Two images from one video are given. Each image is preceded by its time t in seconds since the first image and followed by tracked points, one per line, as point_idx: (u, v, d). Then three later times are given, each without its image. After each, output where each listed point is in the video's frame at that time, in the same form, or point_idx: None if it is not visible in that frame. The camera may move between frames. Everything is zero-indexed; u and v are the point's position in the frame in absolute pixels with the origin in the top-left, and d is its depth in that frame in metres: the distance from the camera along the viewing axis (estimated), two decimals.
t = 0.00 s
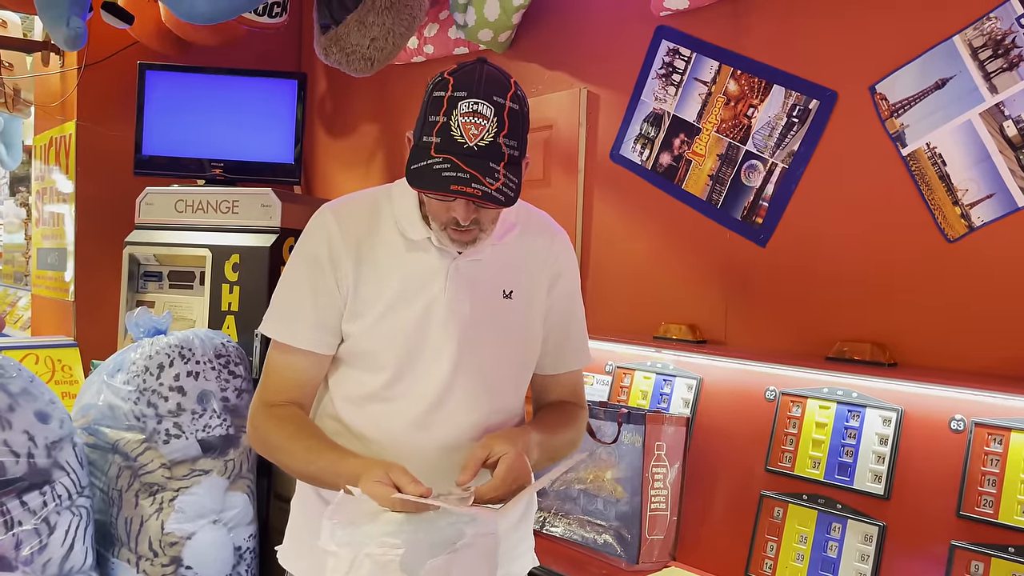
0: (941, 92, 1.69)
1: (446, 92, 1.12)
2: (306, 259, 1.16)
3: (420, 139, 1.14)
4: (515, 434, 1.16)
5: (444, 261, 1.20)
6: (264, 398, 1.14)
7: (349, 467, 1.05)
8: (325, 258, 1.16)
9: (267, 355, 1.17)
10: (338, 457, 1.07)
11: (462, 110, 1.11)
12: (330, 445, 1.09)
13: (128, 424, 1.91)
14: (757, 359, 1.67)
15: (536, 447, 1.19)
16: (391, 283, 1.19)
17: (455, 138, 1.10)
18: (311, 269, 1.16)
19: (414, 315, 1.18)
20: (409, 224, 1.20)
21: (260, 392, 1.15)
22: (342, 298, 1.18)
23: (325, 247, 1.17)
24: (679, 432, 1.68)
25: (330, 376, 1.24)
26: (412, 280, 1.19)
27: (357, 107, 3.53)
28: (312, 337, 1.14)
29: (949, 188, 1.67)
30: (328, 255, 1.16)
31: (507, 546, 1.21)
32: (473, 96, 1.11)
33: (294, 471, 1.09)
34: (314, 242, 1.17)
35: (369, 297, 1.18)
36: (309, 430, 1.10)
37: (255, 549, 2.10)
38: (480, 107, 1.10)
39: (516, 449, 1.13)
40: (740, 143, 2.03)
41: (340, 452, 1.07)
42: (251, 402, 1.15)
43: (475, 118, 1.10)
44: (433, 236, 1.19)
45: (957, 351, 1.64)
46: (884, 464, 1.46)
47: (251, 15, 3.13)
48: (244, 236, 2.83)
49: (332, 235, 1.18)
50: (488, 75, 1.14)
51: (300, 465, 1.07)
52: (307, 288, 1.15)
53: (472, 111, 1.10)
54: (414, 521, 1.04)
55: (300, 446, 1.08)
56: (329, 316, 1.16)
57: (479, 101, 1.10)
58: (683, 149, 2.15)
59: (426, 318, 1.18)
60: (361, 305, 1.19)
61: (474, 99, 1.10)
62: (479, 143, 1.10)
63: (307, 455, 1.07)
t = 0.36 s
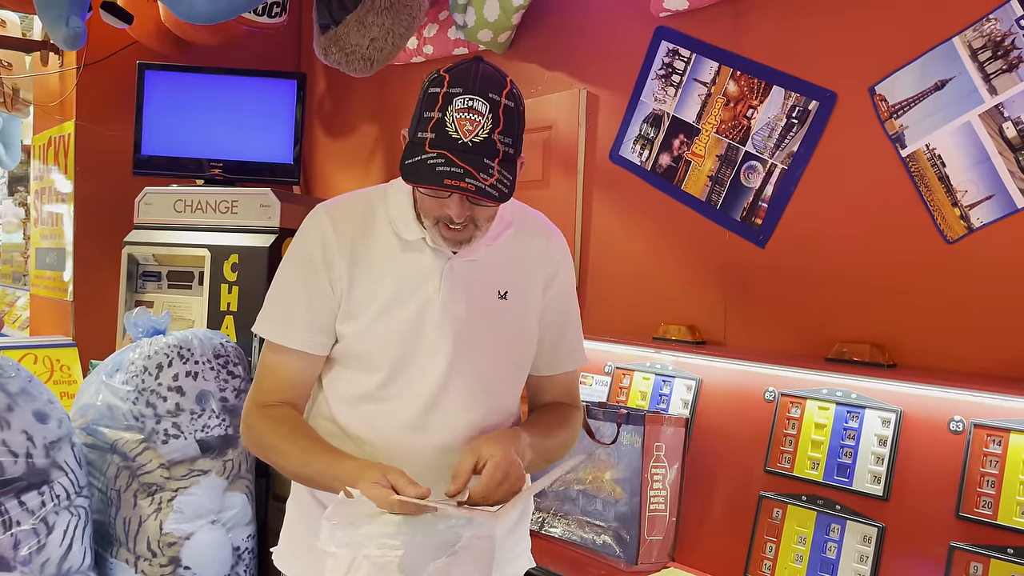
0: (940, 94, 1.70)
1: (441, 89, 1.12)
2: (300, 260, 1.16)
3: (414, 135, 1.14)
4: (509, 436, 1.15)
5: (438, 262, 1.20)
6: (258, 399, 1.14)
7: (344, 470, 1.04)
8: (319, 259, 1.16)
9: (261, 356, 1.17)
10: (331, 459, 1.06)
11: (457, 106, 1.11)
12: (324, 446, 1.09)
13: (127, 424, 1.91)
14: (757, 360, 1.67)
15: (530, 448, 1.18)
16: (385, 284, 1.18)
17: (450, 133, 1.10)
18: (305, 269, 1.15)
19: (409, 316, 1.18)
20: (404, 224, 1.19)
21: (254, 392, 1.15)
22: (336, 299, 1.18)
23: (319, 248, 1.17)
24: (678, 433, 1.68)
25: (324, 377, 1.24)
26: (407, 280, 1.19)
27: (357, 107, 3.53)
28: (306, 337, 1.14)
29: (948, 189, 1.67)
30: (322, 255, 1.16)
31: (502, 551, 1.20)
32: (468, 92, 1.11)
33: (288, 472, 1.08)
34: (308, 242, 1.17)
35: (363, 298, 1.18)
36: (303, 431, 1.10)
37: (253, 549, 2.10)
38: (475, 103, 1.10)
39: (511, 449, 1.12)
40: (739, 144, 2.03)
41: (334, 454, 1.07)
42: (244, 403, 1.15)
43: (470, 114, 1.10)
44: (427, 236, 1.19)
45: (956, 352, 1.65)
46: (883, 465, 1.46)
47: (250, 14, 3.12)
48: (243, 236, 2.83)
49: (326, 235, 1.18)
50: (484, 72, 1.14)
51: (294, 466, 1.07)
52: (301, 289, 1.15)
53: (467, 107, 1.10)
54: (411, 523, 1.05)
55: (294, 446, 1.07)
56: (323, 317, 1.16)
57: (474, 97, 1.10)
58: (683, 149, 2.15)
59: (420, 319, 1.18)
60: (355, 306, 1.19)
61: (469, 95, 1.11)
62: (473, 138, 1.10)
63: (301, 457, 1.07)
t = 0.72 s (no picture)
0: (939, 94, 1.70)
1: (440, 90, 1.12)
2: (294, 260, 1.15)
3: (413, 136, 1.13)
4: (520, 430, 1.19)
5: (433, 261, 1.20)
6: (252, 400, 1.13)
7: (342, 471, 1.04)
8: (313, 259, 1.16)
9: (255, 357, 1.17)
10: (329, 459, 1.06)
11: (456, 108, 1.10)
12: (321, 446, 1.08)
13: (124, 424, 1.90)
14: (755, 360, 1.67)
15: (542, 444, 1.20)
16: (379, 284, 1.18)
17: (449, 136, 1.10)
18: (299, 270, 1.15)
19: (403, 316, 1.18)
20: (398, 224, 1.19)
21: (248, 392, 1.15)
22: (330, 299, 1.18)
23: (313, 248, 1.16)
24: (676, 434, 1.68)
25: (319, 378, 1.24)
26: (401, 281, 1.19)
27: (355, 107, 3.53)
28: (300, 337, 1.14)
29: (947, 190, 1.67)
30: (316, 256, 1.16)
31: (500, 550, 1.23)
32: (467, 94, 1.10)
33: (286, 472, 1.08)
34: (302, 242, 1.17)
35: (357, 298, 1.18)
36: (299, 432, 1.10)
37: (252, 549, 2.09)
38: (474, 105, 1.10)
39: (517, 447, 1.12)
40: (738, 144, 2.03)
41: (331, 454, 1.06)
42: (239, 404, 1.14)
43: (469, 117, 1.10)
44: (422, 236, 1.19)
45: (954, 353, 1.65)
46: (881, 466, 1.47)
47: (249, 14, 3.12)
48: (241, 236, 2.82)
49: (320, 236, 1.18)
50: (483, 74, 1.13)
51: (291, 466, 1.07)
52: (295, 289, 1.15)
53: (466, 109, 1.10)
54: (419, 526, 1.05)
55: (290, 447, 1.07)
56: (317, 317, 1.16)
57: (473, 100, 1.10)
58: (681, 150, 2.15)
59: (414, 318, 1.18)
60: (350, 306, 1.19)
61: (468, 98, 1.10)
62: (472, 141, 1.10)
63: (299, 457, 1.06)
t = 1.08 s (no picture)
0: (937, 95, 1.70)
1: (429, 100, 1.12)
2: (291, 262, 1.16)
3: (403, 146, 1.13)
4: (527, 436, 1.18)
5: (430, 262, 1.20)
6: (250, 402, 1.13)
7: (337, 473, 1.04)
8: (310, 260, 1.16)
9: (253, 359, 1.17)
10: (325, 462, 1.06)
11: (446, 120, 1.10)
12: (318, 449, 1.08)
13: (122, 424, 1.90)
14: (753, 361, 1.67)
15: (550, 449, 1.19)
16: (376, 285, 1.19)
17: (439, 148, 1.10)
18: (295, 271, 1.16)
19: (400, 317, 1.18)
20: (395, 225, 1.20)
21: (246, 394, 1.15)
22: (327, 301, 1.18)
23: (309, 250, 1.17)
24: (675, 434, 1.68)
25: (317, 380, 1.24)
26: (398, 282, 1.19)
27: (354, 107, 3.53)
28: (296, 339, 1.14)
29: (944, 191, 1.67)
30: (313, 257, 1.17)
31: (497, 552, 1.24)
32: (457, 105, 1.10)
33: (284, 476, 1.07)
34: (299, 244, 1.17)
35: (355, 299, 1.18)
36: (296, 435, 1.09)
37: (250, 549, 2.09)
38: (464, 116, 1.10)
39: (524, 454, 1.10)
40: (736, 145, 2.03)
41: (328, 457, 1.06)
42: (236, 406, 1.14)
43: (459, 128, 1.10)
44: (419, 237, 1.19)
45: (952, 354, 1.65)
46: (879, 466, 1.47)
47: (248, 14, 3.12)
48: (239, 236, 2.82)
49: (317, 237, 1.18)
50: (473, 82, 1.13)
51: (288, 469, 1.07)
52: (292, 290, 1.15)
53: (456, 121, 1.10)
54: (411, 534, 1.08)
55: (287, 449, 1.07)
56: (314, 319, 1.16)
57: (462, 110, 1.10)
58: (680, 150, 2.16)
59: (412, 319, 1.18)
60: (347, 308, 1.19)
61: (458, 108, 1.10)
62: (463, 153, 1.10)
63: (295, 461, 1.06)
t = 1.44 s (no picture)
0: (935, 96, 1.70)
1: (437, 98, 1.11)
2: (291, 262, 1.16)
3: (410, 145, 1.13)
4: (530, 438, 1.17)
5: (431, 263, 1.20)
6: (250, 403, 1.14)
7: (337, 474, 1.04)
8: (310, 260, 1.16)
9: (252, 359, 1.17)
10: (325, 463, 1.06)
11: (454, 118, 1.10)
12: (319, 450, 1.08)
13: (120, 424, 1.90)
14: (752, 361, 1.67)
15: (552, 451, 1.19)
16: (376, 285, 1.18)
17: (447, 146, 1.10)
18: (295, 271, 1.15)
19: (401, 317, 1.18)
20: (395, 225, 1.20)
21: (246, 395, 1.15)
22: (327, 301, 1.18)
23: (309, 250, 1.16)
24: (673, 434, 1.68)
25: (317, 381, 1.24)
26: (398, 282, 1.19)
27: (352, 107, 3.53)
28: (296, 339, 1.14)
29: (942, 191, 1.68)
30: (313, 258, 1.17)
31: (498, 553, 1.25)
32: (465, 103, 1.10)
33: (283, 476, 1.07)
34: (299, 243, 1.17)
35: (355, 299, 1.18)
36: (297, 435, 1.09)
37: (249, 550, 2.09)
38: (472, 115, 1.10)
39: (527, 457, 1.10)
40: (735, 146, 2.04)
41: (328, 457, 1.07)
42: (236, 407, 1.14)
43: (467, 126, 1.10)
44: (419, 237, 1.19)
45: (950, 355, 1.65)
46: (877, 467, 1.47)
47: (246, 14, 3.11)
48: (238, 237, 2.82)
49: (317, 237, 1.18)
50: (479, 81, 1.13)
51: (287, 469, 1.07)
52: (292, 290, 1.15)
53: (464, 119, 1.10)
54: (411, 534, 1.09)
55: (287, 450, 1.07)
56: (314, 319, 1.16)
57: (470, 109, 1.10)
58: (678, 151, 2.16)
59: (412, 319, 1.18)
60: (347, 308, 1.19)
61: (465, 107, 1.10)
62: (471, 151, 1.10)
63: (294, 461, 1.06)
